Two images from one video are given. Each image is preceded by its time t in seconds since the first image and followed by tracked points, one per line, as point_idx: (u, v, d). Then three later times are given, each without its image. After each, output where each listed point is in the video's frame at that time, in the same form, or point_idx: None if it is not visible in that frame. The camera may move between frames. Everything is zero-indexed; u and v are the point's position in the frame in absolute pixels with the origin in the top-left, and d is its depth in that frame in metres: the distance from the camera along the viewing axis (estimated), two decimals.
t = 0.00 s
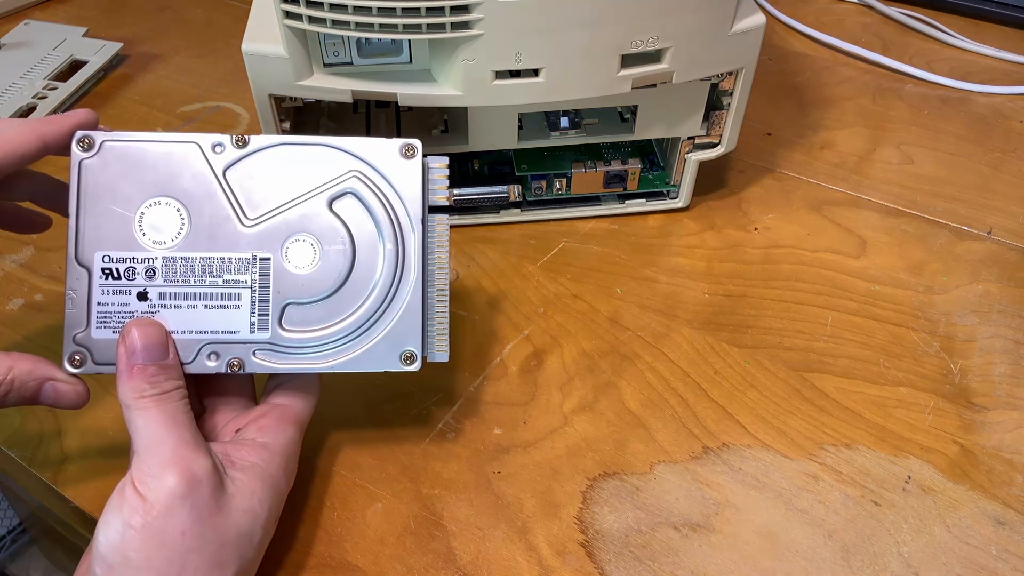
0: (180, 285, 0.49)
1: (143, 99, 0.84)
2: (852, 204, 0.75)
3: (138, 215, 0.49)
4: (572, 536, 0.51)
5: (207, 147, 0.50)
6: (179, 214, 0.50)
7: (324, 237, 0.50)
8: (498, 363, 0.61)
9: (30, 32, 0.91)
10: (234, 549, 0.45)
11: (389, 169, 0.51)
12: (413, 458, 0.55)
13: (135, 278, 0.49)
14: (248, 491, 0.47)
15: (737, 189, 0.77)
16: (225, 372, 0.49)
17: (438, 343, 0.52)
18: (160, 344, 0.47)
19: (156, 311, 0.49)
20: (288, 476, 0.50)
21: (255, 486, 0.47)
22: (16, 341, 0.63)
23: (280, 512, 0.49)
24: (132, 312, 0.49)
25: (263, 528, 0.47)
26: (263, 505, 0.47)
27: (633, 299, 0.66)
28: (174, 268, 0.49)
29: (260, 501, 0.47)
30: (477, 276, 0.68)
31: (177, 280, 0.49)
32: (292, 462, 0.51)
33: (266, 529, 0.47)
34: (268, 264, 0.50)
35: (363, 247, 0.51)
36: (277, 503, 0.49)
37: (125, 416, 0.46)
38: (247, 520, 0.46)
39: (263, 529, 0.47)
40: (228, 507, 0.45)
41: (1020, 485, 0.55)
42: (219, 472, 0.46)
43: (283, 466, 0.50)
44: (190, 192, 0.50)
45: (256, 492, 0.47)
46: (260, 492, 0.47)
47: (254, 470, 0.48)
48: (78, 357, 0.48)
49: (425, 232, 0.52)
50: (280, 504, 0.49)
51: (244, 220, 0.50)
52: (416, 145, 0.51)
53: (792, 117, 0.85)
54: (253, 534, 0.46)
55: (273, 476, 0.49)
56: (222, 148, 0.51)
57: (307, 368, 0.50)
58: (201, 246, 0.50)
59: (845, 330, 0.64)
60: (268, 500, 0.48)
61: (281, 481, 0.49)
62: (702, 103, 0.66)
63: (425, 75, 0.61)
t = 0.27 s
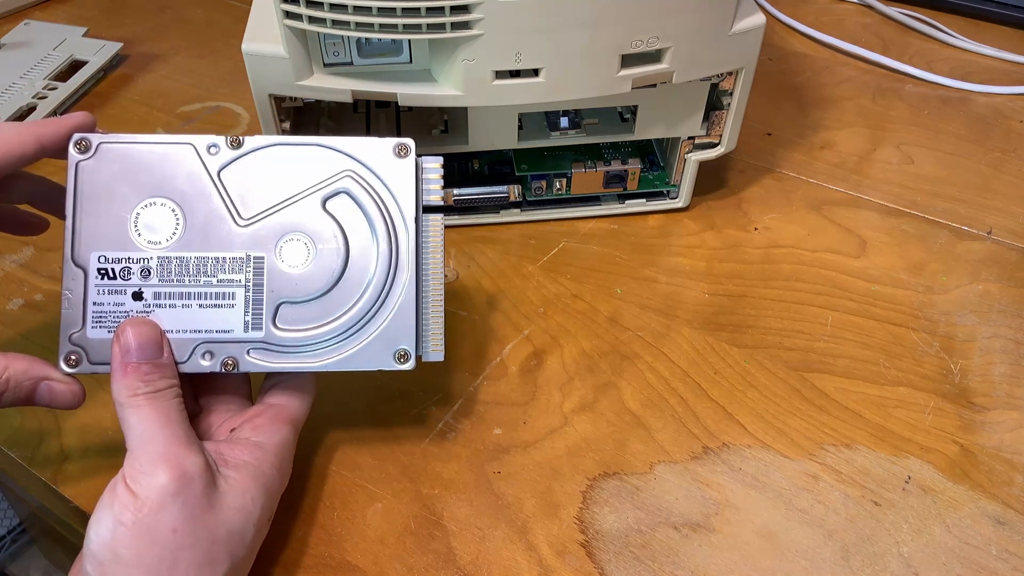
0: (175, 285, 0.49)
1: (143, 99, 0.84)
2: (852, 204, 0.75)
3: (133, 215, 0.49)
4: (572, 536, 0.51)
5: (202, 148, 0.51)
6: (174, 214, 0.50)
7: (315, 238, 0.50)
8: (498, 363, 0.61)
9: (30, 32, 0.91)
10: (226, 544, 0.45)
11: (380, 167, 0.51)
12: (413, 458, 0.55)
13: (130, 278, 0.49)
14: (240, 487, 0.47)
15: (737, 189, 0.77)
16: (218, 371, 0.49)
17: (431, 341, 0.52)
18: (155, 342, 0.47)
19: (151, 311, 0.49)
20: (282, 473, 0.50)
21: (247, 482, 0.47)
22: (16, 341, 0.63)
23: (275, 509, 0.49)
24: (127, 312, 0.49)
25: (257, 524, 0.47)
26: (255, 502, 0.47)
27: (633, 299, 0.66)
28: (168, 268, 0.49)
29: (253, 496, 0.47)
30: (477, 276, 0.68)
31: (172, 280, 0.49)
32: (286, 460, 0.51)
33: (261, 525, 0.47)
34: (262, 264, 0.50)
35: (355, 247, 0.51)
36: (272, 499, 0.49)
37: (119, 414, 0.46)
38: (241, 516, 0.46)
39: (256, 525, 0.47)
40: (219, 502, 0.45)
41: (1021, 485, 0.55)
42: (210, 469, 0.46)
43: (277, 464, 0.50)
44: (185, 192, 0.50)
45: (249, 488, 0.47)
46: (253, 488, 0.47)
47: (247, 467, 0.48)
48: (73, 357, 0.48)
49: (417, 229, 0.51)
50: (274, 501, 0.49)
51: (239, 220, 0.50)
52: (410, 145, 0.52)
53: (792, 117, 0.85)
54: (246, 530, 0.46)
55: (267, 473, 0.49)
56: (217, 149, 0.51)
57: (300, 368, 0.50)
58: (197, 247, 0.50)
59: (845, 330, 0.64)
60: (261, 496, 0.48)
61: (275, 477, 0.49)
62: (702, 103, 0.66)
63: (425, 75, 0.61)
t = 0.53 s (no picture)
0: (153, 264, 0.49)
1: (143, 99, 0.84)
2: (852, 204, 0.75)
3: (119, 197, 0.50)
4: (572, 536, 0.51)
5: (182, 126, 0.50)
6: (155, 194, 0.50)
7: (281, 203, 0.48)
8: (498, 363, 0.61)
9: (30, 33, 0.91)
10: (161, 532, 0.43)
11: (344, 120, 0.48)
12: (413, 458, 0.55)
13: (114, 259, 0.49)
14: (185, 473, 0.45)
15: (737, 189, 0.77)
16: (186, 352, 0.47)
17: (395, 305, 0.45)
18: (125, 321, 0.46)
19: (131, 291, 0.48)
20: (244, 462, 0.48)
21: (198, 469, 0.45)
22: (16, 341, 0.63)
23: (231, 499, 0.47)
24: (110, 292, 0.49)
25: (202, 514, 0.45)
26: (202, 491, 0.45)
27: (633, 299, 0.66)
28: (148, 247, 0.49)
29: (199, 484, 0.45)
30: (477, 276, 0.68)
31: (151, 260, 0.49)
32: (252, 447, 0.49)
33: (208, 515, 0.45)
34: (231, 238, 0.48)
35: (319, 208, 0.47)
36: (225, 489, 0.46)
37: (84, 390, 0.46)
38: (182, 505, 0.44)
39: (202, 515, 0.45)
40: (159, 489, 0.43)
41: (1021, 485, 0.55)
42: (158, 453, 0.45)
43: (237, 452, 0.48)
44: (167, 171, 0.50)
45: (199, 476, 0.45)
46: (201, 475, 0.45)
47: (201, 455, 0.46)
48: (63, 341, 0.49)
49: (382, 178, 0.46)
50: (230, 491, 0.47)
51: (213, 194, 0.49)
52: (381, 101, 0.47)
53: (792, 117, 0.85)
54: (189, 521, 0.44)
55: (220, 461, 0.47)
56: (196, 125, 0.50)
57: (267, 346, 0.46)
58: (177, 221, 0.49)
59: (845, 330, 0.64)
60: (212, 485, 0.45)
61: (232, 466, 0.47)
62: (702, 103, 0.66)
63: (425, 75, 0.61)
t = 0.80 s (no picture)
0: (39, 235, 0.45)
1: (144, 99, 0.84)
2: (852, 204, 0.75)
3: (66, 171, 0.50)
4: (572, 536, 0.51)
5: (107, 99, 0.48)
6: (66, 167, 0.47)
7: (179, 131, 0.42)
8: (498, 363, 0.61)
9: (30, 33, 0.91)
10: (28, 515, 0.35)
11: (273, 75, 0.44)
12: (413, 458, 0.55)
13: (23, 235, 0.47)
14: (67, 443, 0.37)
15: (737, 189, 0.77)
16: (81, 320, 0.39)
17: (241, 252, 0.37)
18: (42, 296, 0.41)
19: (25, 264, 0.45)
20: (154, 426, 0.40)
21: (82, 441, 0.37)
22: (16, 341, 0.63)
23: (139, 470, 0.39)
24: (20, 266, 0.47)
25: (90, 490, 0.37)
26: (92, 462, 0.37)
27: (633, 299, 0.66)
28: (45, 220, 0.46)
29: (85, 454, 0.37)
30: (477, 276, 0.68)
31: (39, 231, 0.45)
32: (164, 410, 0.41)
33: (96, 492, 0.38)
34: (104, 201, 0.43)
35: (214, 134, 0.41)
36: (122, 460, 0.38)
37: None
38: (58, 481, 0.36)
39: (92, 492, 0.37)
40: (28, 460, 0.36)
41: (1021, 485, 0.55)
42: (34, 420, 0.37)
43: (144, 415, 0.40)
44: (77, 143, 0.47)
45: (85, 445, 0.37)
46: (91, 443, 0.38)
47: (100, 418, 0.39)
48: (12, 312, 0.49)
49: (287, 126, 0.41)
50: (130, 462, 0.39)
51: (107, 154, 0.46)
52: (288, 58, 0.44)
53: (792, 117, 0.85)
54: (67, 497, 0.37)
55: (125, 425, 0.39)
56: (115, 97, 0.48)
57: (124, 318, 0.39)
58: (71, 189, 0.44)
59: (845, 330, 0.64)
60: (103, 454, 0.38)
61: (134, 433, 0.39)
62: (702, 103, 0.66)
63: (425, 75, 0.61)
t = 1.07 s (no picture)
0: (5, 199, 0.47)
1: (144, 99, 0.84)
2: (852, 205, 0.75)
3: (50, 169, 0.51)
4: (571, 536, 0.52)
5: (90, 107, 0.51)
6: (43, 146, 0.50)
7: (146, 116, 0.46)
8: (498, 363, 0.61)
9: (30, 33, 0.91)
10: None
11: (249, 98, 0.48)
12: (413, 458, 0.55)
13: None
14: (12, 447, 0.37)
15: (737, 189, 0.77)
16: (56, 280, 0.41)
17: (161, 203, 0.39)
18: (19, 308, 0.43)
19: None
20: (101, 409, 0.40)
21: (24, 441, 0.38)
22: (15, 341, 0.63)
23: (98, 454, 0.39)
24: None
25: (53, 486, 0.38)
26: (47, 457, 0.37)
27: (633, 299, 0.66)
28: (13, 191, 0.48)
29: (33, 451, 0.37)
30: (477, 276, 0.68)
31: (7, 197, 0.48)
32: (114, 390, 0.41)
33: (58, 485, 0.38)
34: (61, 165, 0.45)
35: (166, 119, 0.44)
36: (78, 447, 0.39)
37: None
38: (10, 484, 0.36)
39: (56, 488, 0.38)
40: None
41: (1021, 485, 0.55)
42: None
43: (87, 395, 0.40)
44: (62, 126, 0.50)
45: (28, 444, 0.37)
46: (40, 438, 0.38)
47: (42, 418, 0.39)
48: None
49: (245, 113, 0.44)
50: (86, 447, 0.39)
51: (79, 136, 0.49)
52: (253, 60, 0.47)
53: (792, 117, 0.85)
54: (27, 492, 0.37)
55: (71, 413, 0.39)
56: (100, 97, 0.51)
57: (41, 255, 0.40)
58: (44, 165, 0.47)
59: (845, 330, 0.64)
60: (53, 448, 0.38)
61: (86, 420, 0.39)
62: (702, 103, 0.66)
63: (425, 76, 0.61)
